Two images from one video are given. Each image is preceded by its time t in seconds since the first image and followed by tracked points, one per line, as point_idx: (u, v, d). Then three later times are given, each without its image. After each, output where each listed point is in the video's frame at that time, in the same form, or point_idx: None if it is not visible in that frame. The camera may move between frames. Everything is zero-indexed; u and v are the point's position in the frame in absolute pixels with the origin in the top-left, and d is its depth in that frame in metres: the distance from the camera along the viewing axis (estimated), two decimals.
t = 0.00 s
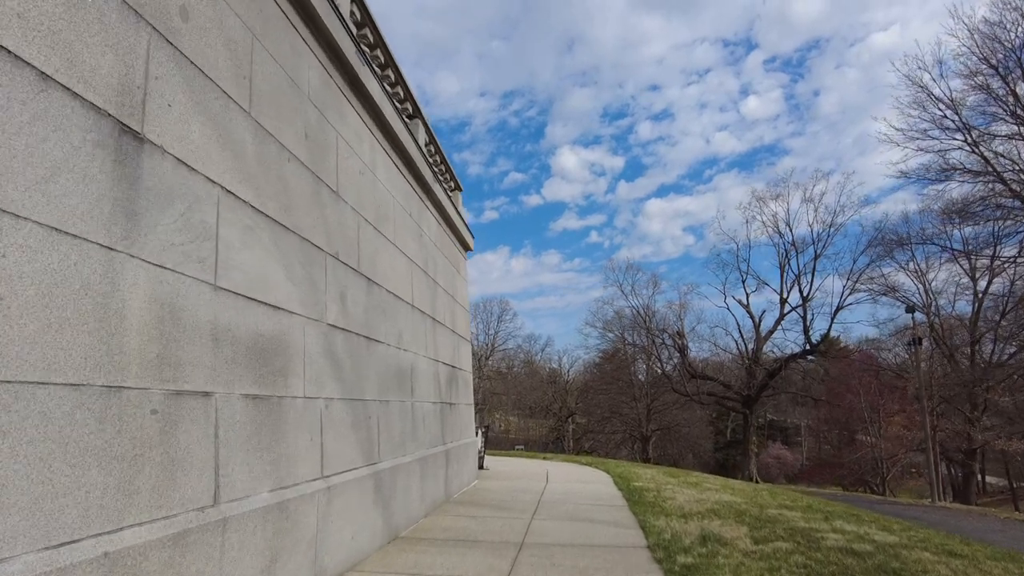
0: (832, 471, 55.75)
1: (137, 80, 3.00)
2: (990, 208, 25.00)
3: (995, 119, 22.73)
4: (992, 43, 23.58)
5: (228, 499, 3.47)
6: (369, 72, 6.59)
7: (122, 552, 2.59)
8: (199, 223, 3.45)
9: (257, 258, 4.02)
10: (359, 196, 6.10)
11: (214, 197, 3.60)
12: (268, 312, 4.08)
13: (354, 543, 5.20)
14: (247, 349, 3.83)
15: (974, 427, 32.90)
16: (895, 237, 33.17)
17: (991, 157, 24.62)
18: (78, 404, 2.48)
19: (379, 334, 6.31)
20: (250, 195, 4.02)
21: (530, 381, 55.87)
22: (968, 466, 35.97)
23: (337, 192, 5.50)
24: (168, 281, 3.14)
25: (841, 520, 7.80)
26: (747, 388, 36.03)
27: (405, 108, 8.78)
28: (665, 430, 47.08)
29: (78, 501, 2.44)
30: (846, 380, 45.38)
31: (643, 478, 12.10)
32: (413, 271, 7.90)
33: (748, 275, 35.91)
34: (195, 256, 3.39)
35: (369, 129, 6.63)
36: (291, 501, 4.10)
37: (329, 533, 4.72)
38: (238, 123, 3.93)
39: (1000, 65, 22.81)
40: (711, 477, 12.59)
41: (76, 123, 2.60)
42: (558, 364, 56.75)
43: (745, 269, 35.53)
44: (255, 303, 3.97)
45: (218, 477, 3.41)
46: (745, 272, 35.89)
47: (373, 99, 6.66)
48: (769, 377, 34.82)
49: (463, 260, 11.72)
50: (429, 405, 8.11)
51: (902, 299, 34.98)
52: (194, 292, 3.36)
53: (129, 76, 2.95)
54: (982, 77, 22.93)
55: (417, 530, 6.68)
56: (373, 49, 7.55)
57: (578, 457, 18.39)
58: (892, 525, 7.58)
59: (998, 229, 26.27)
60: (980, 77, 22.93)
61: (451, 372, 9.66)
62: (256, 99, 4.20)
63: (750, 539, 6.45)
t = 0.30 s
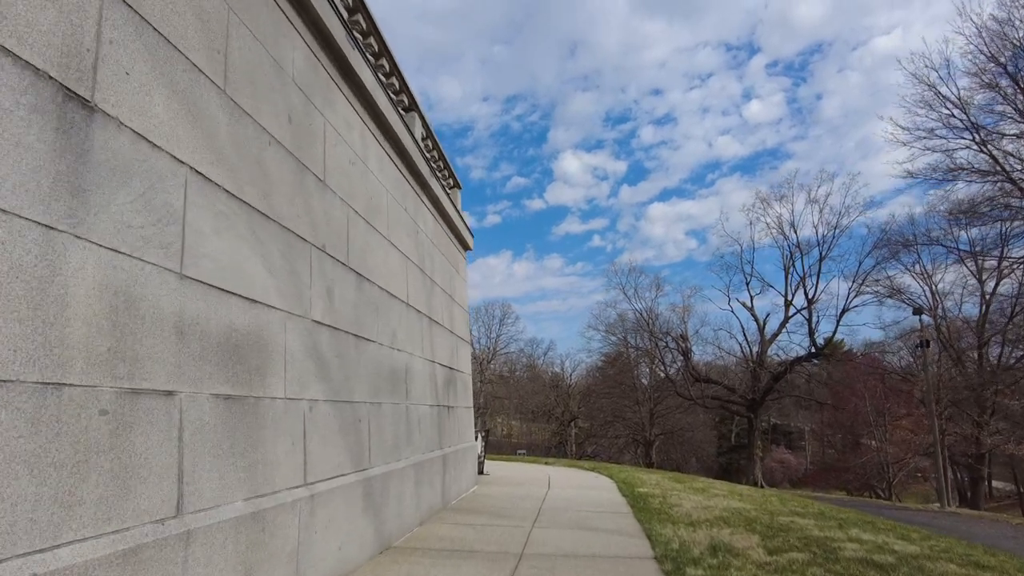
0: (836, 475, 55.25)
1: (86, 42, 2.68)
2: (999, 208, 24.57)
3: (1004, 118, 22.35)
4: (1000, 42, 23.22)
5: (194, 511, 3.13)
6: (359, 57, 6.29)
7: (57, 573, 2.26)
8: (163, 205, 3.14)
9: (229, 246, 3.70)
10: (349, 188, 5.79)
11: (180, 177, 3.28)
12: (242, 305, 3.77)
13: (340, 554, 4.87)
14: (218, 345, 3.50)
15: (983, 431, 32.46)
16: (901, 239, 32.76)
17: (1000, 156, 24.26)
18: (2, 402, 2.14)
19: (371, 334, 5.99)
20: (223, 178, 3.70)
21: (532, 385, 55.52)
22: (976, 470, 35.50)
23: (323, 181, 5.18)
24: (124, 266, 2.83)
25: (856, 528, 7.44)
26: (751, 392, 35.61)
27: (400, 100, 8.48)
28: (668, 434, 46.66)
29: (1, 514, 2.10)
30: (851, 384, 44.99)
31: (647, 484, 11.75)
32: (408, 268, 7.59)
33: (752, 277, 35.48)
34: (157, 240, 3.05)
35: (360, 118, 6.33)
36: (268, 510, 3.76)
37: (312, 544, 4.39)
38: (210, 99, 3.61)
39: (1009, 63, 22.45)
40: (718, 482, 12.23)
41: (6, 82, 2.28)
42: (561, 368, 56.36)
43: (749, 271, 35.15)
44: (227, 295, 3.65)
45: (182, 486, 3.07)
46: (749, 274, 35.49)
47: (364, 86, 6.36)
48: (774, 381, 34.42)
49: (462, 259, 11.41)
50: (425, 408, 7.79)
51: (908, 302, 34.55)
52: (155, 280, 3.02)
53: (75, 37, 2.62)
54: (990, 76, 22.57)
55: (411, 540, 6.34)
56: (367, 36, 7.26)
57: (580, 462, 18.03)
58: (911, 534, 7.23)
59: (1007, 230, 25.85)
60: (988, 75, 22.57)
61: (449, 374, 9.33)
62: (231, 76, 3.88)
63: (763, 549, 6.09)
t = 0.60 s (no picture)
0: (840, 482, 54.73)
1: None
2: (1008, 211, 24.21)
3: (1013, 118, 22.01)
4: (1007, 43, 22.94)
5: (146, 531, 2.77)
6: (348, 44, 5.98)
7: None
8: (115, 186, 2.81)
9: (195, 236, 3.38)
10: (334, 180, 5.45)
11: (137, 157, 2.95)
12: (209, 301, 3.43)
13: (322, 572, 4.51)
14: (180, 345, 3.15)
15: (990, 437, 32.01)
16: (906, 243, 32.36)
17: (1007, 158, 23.92)
18: None
19: (359, 335, 5.65)
20: (188, 160, 3.38)
21: (533, 391, 55.10)
22: (983, 477, 35.03)
23: (306, 171, 4.86)
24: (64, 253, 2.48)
25: (872, 541, 7.07)
26: (755, 398, 35.20)
27: (394, 93, 8.17)
28: (670, 441, 46.20)
29: None
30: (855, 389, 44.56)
31: (651, 492, 11.37)
32: (401, 266, 7.26)
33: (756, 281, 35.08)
34: (107, 225, 2.71)
35: (348, 107, 6.01)
36: (237, 529, 3.41)
37: (290, 563, 4.04)
38: (174, 73, 3.29)
39: (1016, 64, 22.14)
40: (723, 490, 11.86)
41: None
42: (562, 373, 55.94)
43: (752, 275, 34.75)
44: (192, 288, 3.31)
45: (133, 503, 2.72)
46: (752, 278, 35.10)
47: (353, 74, 6.04)
48: (778, 387, 33.97)
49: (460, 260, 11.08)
50: (419, 413, 7.43)
51: (913, 306, 34.13)
52: (104, 270, 2.68)
53: None
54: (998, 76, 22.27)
55: (402, 554, 5.98)
56: (359, 24, 6.95)
57: (582, 469, 17.63)
58: (929, 548, 6.87)
59: (1014, 233, 25.49)
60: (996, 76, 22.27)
61: (445, 379, 8.99)
62: (200, 51, 3.57)
63: (776, 564, 5.72)
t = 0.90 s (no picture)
0: (841, 486, 54.38)
1: None
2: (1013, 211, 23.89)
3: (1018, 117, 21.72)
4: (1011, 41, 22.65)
5: (80, 542, 2.44)
6: (333, 23, 5.66)
7: None
8: (50, 152, 2.48)
9: (151, 215, 3.05)
10: (315, 165, 5.14)
11: (77, 121, 2.61)
12: (166, 287, 3.11)
13: None
14: (126, 337, 2.81)
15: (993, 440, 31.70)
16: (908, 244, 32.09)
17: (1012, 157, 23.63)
18: None
19: (341, 330, 5.34)
20: (143, 130, 3.03)
21: (533, 394, 54.75)
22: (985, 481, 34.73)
23: (282, 153, 4.54)
24: None
25: (884, 549, 6.73)
26: (756, 400, 34.91)
27: (384, 81, 7.86)
28: (670, 444, 45.94)
29: None
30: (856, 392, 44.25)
31: (652, 497, 11.04)
32: (390, 260, 6.94)
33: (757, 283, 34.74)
34: (36, 196, 2.39)
35: (332, 89, 5.70)
36: (196, 538, 3.09)
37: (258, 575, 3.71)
38: (126, 34, 2.97)
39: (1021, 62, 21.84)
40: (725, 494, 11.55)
41: None
42: (561, 376, 55.57)
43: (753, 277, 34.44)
44: (145, 273, 2.98)
45: (64, 511, 2.38)
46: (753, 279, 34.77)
47: (337, 55, 5.72)
48: (779, 389, 33.75)
49: (454, 257, 10.76)
50: (409, 414, 7.13)
51: (916, 308, 33.87)
52: (31, 249, 2.36)
53: None
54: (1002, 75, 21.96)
55: (388, 562, 5.66)
56: (346, 6, 6.65)
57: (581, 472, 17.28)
58: (944, 556, 6.54)
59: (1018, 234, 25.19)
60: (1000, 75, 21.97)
61: (437, 379, 8.67)
62: (159, 14, 3.25)
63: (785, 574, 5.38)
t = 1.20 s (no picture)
0: (843, 488, 53.98)
1: None
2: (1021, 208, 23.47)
3: None
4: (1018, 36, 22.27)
5: None
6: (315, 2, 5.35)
7: None
8: None
9: (92, 191, 2.71)
10: (292, 151, 4.81)
11: None
12: (109, 273, 2.77)
13: None
14: (56, 330, 2.47)
15: (999, 442, 31.26)
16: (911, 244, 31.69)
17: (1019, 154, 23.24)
18: None
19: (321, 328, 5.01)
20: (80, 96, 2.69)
21: (534, 395, 54.38)
22: (991, 484, 34.32)
23: (254, 137, 4.22)
24: None
25: (901, 559, 6.37)
26: (758, 402, 34.61)
27: (374, 69, 7.55)
28: (671, 446, 45.59)
29: None
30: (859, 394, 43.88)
31: (654, 501, 10.71)
32: (379, 254, 6.62)
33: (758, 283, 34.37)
34: None
35: (314, 72, 5.39)
36: (143, 557, 2.74)
37: None
38: None
39: None
40: (729, 499, 11.21)
41: None
42: (562, 378, 55.22)
43: (755, 277, 34.07)
44: (85, 257, 2.64)
45: None
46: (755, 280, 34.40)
47: (319, 35, 5.39)
48: (781, 390, 33.40)
49: (449, 254, 10.43)
50: (399, 416, 6.79)
51: (919, 309, 33.53)
52: None
53: None
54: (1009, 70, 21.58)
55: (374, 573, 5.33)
56: None
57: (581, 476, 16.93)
58: (965, 568, 6.17)
59: None
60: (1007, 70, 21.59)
61: (430, 380, 8.34)
62: None
63: None
